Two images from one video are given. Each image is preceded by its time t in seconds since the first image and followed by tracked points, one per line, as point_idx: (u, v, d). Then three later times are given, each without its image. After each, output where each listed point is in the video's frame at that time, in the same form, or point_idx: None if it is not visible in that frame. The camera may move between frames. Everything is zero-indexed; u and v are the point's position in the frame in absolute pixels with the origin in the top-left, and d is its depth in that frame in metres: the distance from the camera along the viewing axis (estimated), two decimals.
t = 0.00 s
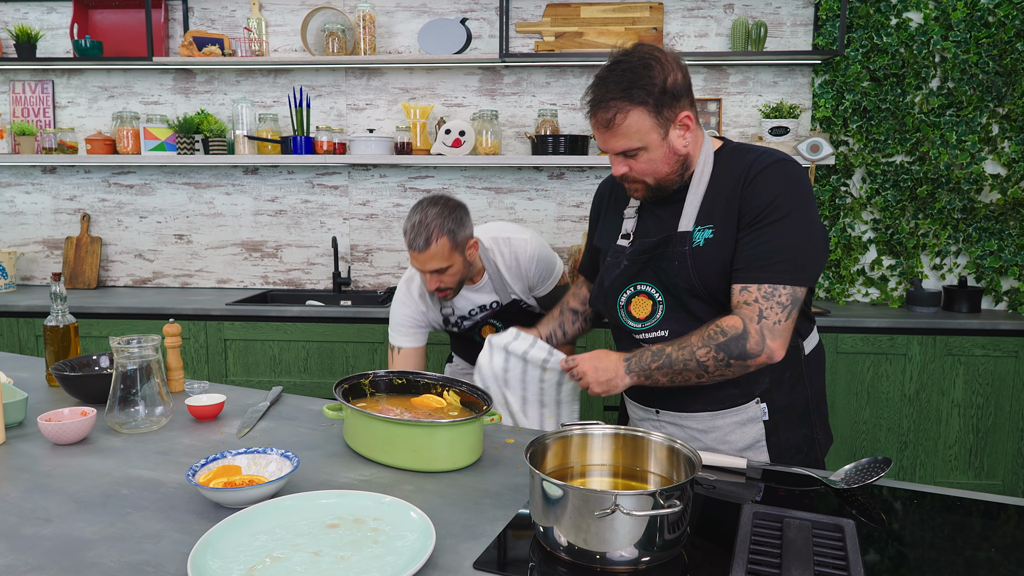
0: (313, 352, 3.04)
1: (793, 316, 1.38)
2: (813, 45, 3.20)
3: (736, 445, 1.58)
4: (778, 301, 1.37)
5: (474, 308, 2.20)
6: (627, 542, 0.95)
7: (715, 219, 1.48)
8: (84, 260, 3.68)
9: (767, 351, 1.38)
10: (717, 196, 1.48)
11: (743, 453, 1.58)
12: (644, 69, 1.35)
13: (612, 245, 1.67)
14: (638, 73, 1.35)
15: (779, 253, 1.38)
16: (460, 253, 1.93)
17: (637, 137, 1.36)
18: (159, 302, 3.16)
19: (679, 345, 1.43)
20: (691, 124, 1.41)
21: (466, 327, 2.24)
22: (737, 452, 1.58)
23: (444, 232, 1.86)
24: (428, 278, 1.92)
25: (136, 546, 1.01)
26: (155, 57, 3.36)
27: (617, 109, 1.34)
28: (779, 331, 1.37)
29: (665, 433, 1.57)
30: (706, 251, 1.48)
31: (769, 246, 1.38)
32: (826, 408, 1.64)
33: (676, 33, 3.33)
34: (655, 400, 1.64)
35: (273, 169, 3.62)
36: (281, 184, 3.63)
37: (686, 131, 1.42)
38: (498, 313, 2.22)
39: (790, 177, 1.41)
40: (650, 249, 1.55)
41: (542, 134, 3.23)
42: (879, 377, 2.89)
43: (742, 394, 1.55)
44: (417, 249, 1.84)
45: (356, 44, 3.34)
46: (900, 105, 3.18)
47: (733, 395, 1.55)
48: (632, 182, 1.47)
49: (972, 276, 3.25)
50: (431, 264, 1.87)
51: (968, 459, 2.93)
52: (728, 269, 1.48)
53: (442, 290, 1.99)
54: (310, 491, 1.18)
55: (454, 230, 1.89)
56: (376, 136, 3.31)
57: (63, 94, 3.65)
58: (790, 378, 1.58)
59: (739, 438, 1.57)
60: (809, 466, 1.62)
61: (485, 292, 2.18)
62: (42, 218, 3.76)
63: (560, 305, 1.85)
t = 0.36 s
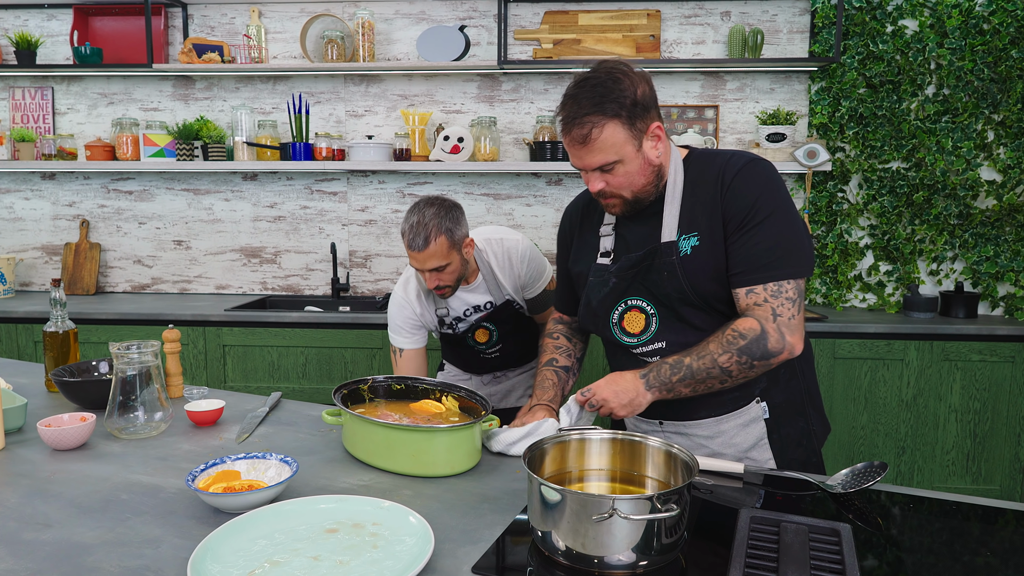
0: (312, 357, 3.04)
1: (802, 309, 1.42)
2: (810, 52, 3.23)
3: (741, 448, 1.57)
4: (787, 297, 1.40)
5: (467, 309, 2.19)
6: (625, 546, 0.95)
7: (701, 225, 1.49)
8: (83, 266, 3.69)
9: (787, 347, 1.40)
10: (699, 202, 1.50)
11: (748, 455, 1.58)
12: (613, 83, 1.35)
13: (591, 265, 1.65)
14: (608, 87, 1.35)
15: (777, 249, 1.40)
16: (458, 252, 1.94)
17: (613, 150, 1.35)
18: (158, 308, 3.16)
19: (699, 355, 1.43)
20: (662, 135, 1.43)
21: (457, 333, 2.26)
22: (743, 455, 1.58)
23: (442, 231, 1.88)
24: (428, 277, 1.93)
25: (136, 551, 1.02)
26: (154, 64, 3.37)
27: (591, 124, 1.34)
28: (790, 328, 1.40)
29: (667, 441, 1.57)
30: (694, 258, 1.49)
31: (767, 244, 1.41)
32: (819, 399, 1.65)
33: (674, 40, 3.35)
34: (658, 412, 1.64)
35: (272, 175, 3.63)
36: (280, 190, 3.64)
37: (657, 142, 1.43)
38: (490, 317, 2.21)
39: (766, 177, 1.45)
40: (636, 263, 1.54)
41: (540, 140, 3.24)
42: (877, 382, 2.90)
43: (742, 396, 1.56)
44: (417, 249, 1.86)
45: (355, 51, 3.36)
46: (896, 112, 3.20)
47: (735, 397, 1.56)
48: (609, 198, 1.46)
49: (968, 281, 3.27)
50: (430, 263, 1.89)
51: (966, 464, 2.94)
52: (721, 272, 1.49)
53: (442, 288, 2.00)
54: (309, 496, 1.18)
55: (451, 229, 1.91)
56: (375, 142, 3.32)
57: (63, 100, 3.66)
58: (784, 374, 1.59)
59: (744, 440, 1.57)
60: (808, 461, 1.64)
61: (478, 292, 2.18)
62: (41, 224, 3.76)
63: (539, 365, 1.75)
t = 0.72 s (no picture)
0: (310, 361, 3.04)
1: (810, 304, 1.45)
2: (806, 57, 3.25)
3: (744, 447, 1.57)
4: (797, 294, 1.44)
5: (452, 295, 2.24)
6: (622, 549, 0.95)
7: (701, 228, 1.50)
8: (81, 270, 3.68)
9: (803, 341, 1.43)
10: (698, 205, 1.51)
11: (749, 455, 1.58)
12: (603, 91, 1.36)
13: (585, 271, 1.63)
14: (597, 95, 1.35)
15: (783, 247, 1.43)
16: (454, 235, 1.97)
17: (604, 159, 1.36)
18: (156, 312, 3.16)
19: (716, 355, 1.44)
20: (651, 140, 1.44)
21: (444, 317, 2.31)
22: (745, 455, 1.58)
23: (437, 216, 1.90)
24: (424, 260, 1.97)
25: (134, 554, 1.02)
26: (152, 68, 3.38)
27: (583, 133, 1.34)
28: (801, 323, 1.42)
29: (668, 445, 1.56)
30: (697, 261, 1.50)
31: (773, 243, 1.43)
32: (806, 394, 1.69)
33: (671, 46, 3.37)
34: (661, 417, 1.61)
35: (270, 179, 3.64)
36: (278, 195, 3.65)
37: (648, 147, 1.44)
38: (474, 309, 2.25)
39: (762, 178, 1.48)
40: (638, 268, 1.54)
41: (537, 144, 3.25)
42: (874, 386, 2.91)
43: (745, 395, 1.57)
44: (413, 233, 1.88)
45: (353, 55, 3.37)
46: (892, 116, 3.21)
47: (738, 396, 1.56)
48: (602, 206, 1.46)
49: (965, 285, 3.28)
50: (427, 248, 1.92)
51: (963, 467, 2.94)
52: (725, 273, 1.50)
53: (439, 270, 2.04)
54: (307, 499, 1.18)
55: (446, 214, 1.93)
56: (373, 146, 3.33)
57: (61, 104, 3.66)
58: (778, 373, 1.63)
59: (746, 438, 1.57)
60: (802, 457, 1.66)
61: (465, 282, 2.21)
62: (39, 228, 3.76)
63: (521, 385, 1.66)
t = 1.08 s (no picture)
0: (309, 364, 3.04)
1: (808, 304, 1.45)
2: (805, 59, 3.26)
3: (735, 449, 1.57)
4: (796, 293, 1.43)
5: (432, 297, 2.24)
6: (624, 552, 0.95)
7: (696, 228, 1.50)
8: (79, 273, 3.68)
9: (801, 341, 1.43)
10: (694, 205, 1.51)
11: (741, 457, 1.58)
12: (594, 94, 1.36)
13: (579, 269, 1.64)
14: (588, 98, 1.36)
15: (781, 247, 1.42)
16: (426, 244, 2.00)
17: (595, 160, 1.36)
18: (155, 315, 3.16)
19: (714, 353, 1.45)
20: (645, 143, 1.43)
21: (437, 315, 2.31)
22: (735, 457, 1.58)
23: (407, 224, 1.94)
24: (397, 266, 2.01)
25: (133, 558, 1.01)
26: (151, 71, 3.38)
27: (573, 135, 1.34)
28: (799, 323, 1.42)
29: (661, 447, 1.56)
30: (690, 261, 1.50)
31: (770, 243, 1.42)
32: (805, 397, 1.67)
33: (669, 48, 3.37)
34: (653, 417, 1.62)
35: (269, 182, 3.63)
36: (277, 197, 3.64)
37: (641, 150, 1.44)
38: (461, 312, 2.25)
39: (759, 179, 1.47)
40: (630, 267, 1.54)
41: (537, 147, 3.26)
42: (873, 388, 2.90)
43: (736, 397, 1.57)
44: (383, 241, 1.93)
45: (353, 58, 3.37)
46: (891, 119, 3.22)
47: (729, 399, 1.56)
48: (594, 206, 1.47)
49: (964, 287, 3.28)
50: (397, 255, 1.96)
51: (962, 470, 2.94)
52: (718, 273, 1.50)
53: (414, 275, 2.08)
54: (306, 502, 1.18)
55: (418, 222, 1.96)
56: (372, 148, 3.33)
57: (60, 107, 3.66)
58: (774, 376, 1.60)
59: (738, 441, 1.57)
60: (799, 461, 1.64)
61: (442, 289, 2.20)
62: (37, 230, 3.75)
63: (525, 375, 1.70)
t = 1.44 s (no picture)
0: (309, 365, 3.04)
1: (798, 320, 1.43)
2: (805, 61, 3.26)
3: (732, 452, 1.57)
4: (785, 307, 1.41)
5: (430, 303, 2.26)
6: (628, 552, 0.95)
7: (705, 232, 1.50)
8: (79, 274, 3.68)
9: (782, 355, 1.41)
10: (702, 208, 1.51)
11: (739, 459, 1.59)
12: (620, 88, 1.36)
13: (591, 264, 1.66)
14: (614, 92, 1.36)
15: (778, 259, 1.42)
16: (414, 248, 1.97)
17: (616, 155, 1.37)
18: (155, 316, 3.16)
19: (694, 358, 1.44)
20: (666, 142, 1.43)
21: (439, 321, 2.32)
22: (732, 460, 1.58)
23: (391, 229, 1.91)
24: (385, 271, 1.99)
25: (137, 558, 1.01)
26: (152, 72, 3.38)
27: (596, 129, 1.35)
28: (787, 336, 1.41)
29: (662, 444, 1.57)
30: (697, 264, 1.50)
31: (767, 252, 1.42)
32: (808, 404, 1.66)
33: (669, 50, 3.38)
34: (651, 415, 1.62)
35: (269, 183, 3.64)
36: (277, 198, 3.64)
37: (662, 149, 1.44)
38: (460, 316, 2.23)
39: (770, 186, 1.47)
40: (638, 265, 1.54)
41: (537, 148, 3.26)
42: (874, 389, 2.91)
43: (735, 400, 1.56)
44: (369, 248, 1.91)
45: (353, 59, 3.37)
46: (890, 120, 3.22)
47: (727, 402, 1.56)
48: (610, 201, 1.48)
49: (963, 288, 3.29)
50: (383, 261, 1.94)
51: (962, 471, 2.95)
52: (720, 278, 1.50)
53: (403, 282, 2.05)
54: (310, 503, 1.18)
55: (403, 227, 1.94)
56: (372, 150, 3.33)
57: (60, 108, 3.66)
58: (777, 381, 1.59)
59: (735, 444, 1.57)
60: (797, 467, 1.63)
61: (437, 293, 2.21)
62: (37, 232, 3.75)
63: (516, 339, 1.81)
